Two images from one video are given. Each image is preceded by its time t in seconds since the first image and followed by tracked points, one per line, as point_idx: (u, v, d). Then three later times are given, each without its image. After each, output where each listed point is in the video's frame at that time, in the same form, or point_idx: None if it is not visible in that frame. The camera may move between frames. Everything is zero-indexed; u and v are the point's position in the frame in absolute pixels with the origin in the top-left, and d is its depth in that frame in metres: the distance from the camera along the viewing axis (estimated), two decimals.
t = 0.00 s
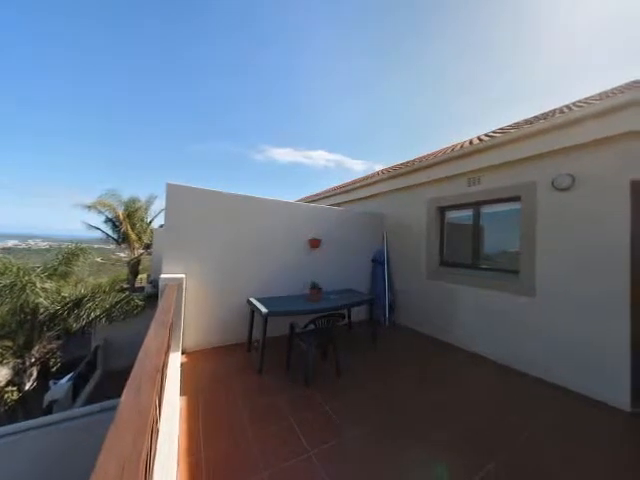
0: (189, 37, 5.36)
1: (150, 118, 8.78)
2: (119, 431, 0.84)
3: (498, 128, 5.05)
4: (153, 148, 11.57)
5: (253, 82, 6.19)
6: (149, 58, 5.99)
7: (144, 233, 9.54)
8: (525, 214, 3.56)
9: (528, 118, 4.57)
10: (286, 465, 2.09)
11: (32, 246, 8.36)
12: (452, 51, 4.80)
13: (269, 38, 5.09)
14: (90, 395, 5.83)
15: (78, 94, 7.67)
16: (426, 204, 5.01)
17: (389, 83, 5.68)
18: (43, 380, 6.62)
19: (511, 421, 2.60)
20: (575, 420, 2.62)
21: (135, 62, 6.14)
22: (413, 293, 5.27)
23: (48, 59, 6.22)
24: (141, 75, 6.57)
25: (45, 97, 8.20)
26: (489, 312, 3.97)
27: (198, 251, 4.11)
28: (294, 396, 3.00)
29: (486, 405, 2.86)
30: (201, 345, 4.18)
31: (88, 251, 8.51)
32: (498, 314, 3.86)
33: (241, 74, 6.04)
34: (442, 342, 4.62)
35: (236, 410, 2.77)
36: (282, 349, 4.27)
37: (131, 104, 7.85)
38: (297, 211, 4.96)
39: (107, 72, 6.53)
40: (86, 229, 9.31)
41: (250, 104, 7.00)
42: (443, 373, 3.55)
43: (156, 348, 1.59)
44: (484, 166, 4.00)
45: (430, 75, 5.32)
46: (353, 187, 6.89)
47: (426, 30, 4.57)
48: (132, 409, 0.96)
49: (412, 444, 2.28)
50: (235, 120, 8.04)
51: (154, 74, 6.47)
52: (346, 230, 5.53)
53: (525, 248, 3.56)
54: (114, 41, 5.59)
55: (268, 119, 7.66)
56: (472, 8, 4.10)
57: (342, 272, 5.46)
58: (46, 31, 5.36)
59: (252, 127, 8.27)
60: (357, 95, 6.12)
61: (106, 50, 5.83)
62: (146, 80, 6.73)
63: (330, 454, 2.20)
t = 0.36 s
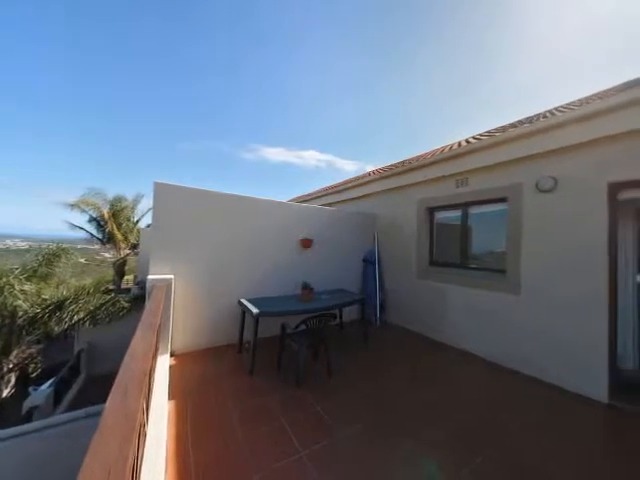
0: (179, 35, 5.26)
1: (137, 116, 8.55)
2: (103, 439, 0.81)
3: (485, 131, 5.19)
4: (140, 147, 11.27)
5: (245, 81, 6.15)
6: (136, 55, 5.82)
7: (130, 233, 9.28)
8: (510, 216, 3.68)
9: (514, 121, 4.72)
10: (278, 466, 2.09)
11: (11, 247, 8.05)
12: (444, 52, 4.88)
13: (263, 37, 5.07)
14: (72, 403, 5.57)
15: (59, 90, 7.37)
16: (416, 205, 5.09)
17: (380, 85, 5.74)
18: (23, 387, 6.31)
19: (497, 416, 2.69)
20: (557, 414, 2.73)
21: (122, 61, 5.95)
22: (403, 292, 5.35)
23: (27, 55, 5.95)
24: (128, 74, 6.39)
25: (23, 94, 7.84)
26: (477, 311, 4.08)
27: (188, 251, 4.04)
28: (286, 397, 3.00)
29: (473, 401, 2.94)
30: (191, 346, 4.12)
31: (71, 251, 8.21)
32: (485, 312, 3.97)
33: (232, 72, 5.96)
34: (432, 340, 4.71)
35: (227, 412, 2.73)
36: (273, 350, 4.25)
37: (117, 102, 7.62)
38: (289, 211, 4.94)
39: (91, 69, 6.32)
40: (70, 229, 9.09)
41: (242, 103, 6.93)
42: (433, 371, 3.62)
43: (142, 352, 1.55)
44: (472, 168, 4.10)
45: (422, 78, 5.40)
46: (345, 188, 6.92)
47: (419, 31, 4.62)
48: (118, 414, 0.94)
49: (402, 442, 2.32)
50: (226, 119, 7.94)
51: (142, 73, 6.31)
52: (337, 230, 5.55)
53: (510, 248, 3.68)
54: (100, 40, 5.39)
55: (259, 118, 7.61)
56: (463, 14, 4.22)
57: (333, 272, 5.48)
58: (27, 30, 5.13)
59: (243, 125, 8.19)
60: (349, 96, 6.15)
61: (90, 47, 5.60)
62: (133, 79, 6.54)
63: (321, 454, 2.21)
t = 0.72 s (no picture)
0: (168, 32, 5.14)
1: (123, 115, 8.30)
2: (87, 448, 0.79)
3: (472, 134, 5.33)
4: (126, 145, 10.94)
5: (236, 80, 6.07)
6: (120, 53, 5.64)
7: (116, 232, 8.92)
8: (496, 217, 3.79)
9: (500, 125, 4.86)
10: (270, 467, 2.08)
11: None
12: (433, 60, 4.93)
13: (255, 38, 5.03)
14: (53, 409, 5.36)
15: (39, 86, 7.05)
16: (406, 205, 5.18)
17: (371, 87, 5.79)
18: None
19: (484, 411, 2.77)
20: (539, 408, 2.83)
21: (101, 58, 5.71)
22: (393, 292, 5.43)
23: (2, 50, 5.65)
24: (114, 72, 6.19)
25: None
26: (464, 309, 4.18)
27: (176, 251, 3.96)
28: (278, 397, 2.98)
29: (461, 397, 3.02)
30: (180, 348, 4.04)
31: (51, 252, 8.38)
32: (472, 310, 4.08)
33: (222, 71, 5.87)
34: (421, 338, 4.80)
35: (217, 415, 2.69)
36: (265, 350, 4.22)
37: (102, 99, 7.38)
38: (280, 211, 4.92)
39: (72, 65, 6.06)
40: (51, 229, 8.72)
41: (232, 102, 6.85)
42: (422, 369, 3.69)
43: (129, 355, 1.51)
44: (460, 170, 4.20)
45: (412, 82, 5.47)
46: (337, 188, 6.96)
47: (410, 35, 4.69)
48: (103, 421, 0.91)
49: (391, 439, 2.36)
50: (217, 118, 7.81)
51: (127, 71, 6.13)
52: (329, 230, 5.57)
53: (496, 248, 3.80)
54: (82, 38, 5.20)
55: (250, 118, 7.54)
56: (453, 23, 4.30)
57: (325, 272, 5.50)
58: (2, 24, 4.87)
59: (234, 124, 8.10)
60: (340, 97, 6.18)
61: (72, 44, 5.38)
62: (119, 77, 6.34)
63: (313, 453, 2.22)
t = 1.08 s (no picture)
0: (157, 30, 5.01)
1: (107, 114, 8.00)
2: (68, 458, 0.75)
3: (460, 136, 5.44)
4: (111, 145, 10.58)
5: (227, 79, 5.99)
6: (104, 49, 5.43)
7: (100, 232, 8.61)
8: (484, 217, 3.89)
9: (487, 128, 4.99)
10: (261, 469, 2.06)
11: None
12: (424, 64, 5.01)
13: (248, 37, 4.97)
14: (33, 416, 5.12)
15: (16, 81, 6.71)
16: (397, 206, 5.24)
17: (363, 89, 5.82)
18: None
19: (472, 407, 2.83)
20: (524, 402, 2.93)
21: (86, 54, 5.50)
22: (385, 292, 5.48)
23: None
24: (99, 69, 5.97)
25: None
26: (453, 307, 4.27)
27: (164, 252, 3.86)
28: (269, 398, 2.96)
29: (450, 394, 3.09)
30: (168, 351, 3.94)
31: (31, 252, 7.89)
32: (462, 309, 4.16)
33: (211, 68, 5.75)
34: (412, 336, 4.87)
35: (207, 418, 2.64)
36: (256, 351, 4.18)
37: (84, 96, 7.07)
38: (272, 210, 4.88)
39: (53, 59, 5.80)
40: (32, 229, 8.39)
41: (223, 101, 6.75)
42: (412, 367, 3.75)
43: (114, 359, 1.46)
44: (449, 171, 4.28)
45: (403, 86, 5.54)
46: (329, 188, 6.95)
47: (401, 40, 4.75)
48: (86, 430, 0.87)
49: (382, 437, 2.38)
50: (207, 117, 7.68)
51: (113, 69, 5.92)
52: (320, 231, 5.57)
53: (483, 247, 3.90)
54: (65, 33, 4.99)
55: (241, 117, 7.44)
56: (443, 27, 4.40)
57: (316, 272, 5.50)
58: None
59: (224, 123, 7.97)
60: (332, 98, 6.19)
61: (53, 38, 5.14)
62: (101, 73, 6.09)
63: (305, 454, 2.21)
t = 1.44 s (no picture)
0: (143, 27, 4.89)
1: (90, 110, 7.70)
2: (49, 466, 0.71)
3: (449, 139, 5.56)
4: (95, 143, 10.21)
5: (217, 78, 5.91)
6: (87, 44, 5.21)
7: (83, 232, 8.31)
8: (471, 218, 3.99)
9: (475, 131, 5.12)
10: (253, 471, 2.03)
11: None
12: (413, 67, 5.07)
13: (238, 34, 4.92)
14: (10, 424, 4.89)
15: None
16: (388, 206, 5.30)
17: (354, 90, 5.85)
18: None
19: (461, 403, 2.90)
20: (510, 398, 3.02)
21: (67, 47, 5.26)
22: (376, 291, 5.54)
23: None
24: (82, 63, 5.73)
25: None
26: (442, 306, 4.36)
27: (152, 252, 3.76)
28: (260, 400, 2.94)
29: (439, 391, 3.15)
30: (156, 354, 3.84)
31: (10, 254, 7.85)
32: (450, 308, 4.24)
33: (201, 66, 5.64)
34: (402, 335, 4.94)
35: (196, 421, 2.58)
36: (247, 352, 4.13)
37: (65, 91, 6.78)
38: (263, 210, 4.84)
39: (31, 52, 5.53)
40: (9, 228, 8.00)
41: (213, 101, 6.64)
42: (403, 365, 3.79)
43: (99, 364, 1.40)
44: (439, 173, 4.36)
45: (393, 88, 5.61)
46: (320, 188, 6.95)
47: (390, 42, 4.77)
48: (70, 436, 0.84)
49: (374, 436, 2.40)
50: (196, 116, 7.53)
51: (96, 66, 5.71)
52: (312, 231, 5.57)
53: (471, 247, 3.99)
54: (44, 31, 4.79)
55: (231, 116, 7.34)
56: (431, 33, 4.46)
57: (308, 272, 5.49)
58: None
59: (214, 122, 7.83)
60: (324, 99, 6.20)
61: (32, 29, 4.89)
62: (84, 68, 5.85)
63: (296, 455, 2.20)
